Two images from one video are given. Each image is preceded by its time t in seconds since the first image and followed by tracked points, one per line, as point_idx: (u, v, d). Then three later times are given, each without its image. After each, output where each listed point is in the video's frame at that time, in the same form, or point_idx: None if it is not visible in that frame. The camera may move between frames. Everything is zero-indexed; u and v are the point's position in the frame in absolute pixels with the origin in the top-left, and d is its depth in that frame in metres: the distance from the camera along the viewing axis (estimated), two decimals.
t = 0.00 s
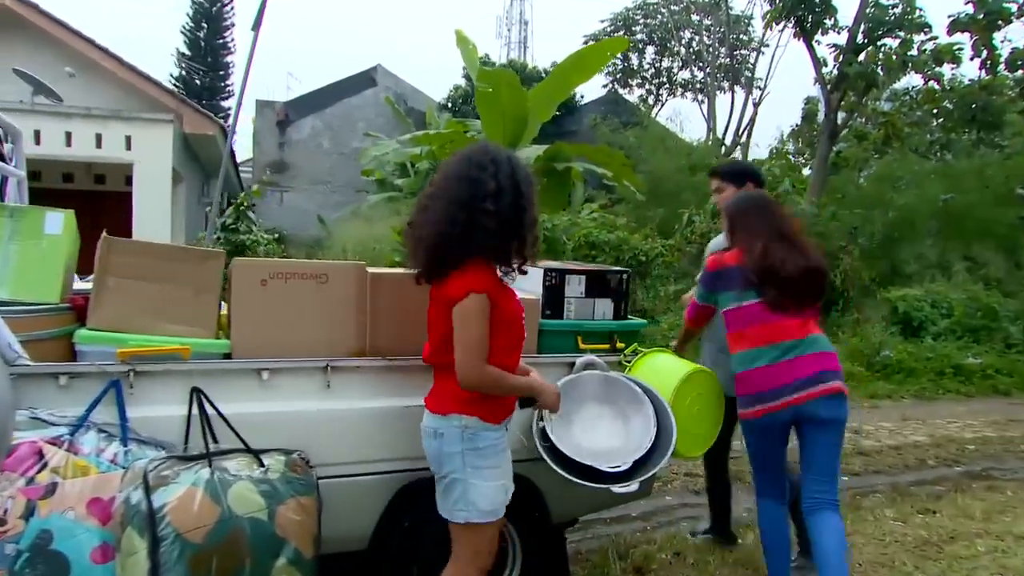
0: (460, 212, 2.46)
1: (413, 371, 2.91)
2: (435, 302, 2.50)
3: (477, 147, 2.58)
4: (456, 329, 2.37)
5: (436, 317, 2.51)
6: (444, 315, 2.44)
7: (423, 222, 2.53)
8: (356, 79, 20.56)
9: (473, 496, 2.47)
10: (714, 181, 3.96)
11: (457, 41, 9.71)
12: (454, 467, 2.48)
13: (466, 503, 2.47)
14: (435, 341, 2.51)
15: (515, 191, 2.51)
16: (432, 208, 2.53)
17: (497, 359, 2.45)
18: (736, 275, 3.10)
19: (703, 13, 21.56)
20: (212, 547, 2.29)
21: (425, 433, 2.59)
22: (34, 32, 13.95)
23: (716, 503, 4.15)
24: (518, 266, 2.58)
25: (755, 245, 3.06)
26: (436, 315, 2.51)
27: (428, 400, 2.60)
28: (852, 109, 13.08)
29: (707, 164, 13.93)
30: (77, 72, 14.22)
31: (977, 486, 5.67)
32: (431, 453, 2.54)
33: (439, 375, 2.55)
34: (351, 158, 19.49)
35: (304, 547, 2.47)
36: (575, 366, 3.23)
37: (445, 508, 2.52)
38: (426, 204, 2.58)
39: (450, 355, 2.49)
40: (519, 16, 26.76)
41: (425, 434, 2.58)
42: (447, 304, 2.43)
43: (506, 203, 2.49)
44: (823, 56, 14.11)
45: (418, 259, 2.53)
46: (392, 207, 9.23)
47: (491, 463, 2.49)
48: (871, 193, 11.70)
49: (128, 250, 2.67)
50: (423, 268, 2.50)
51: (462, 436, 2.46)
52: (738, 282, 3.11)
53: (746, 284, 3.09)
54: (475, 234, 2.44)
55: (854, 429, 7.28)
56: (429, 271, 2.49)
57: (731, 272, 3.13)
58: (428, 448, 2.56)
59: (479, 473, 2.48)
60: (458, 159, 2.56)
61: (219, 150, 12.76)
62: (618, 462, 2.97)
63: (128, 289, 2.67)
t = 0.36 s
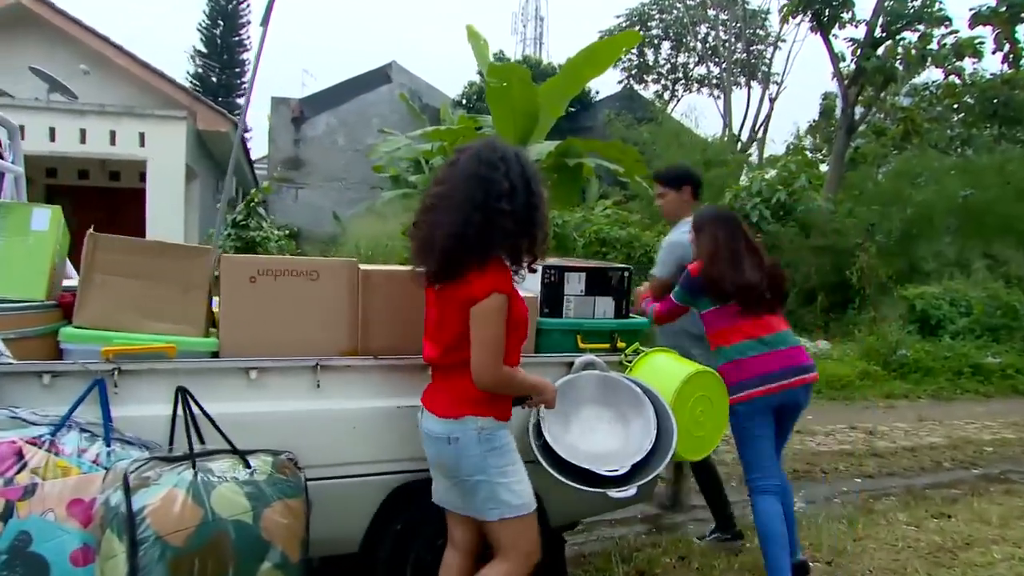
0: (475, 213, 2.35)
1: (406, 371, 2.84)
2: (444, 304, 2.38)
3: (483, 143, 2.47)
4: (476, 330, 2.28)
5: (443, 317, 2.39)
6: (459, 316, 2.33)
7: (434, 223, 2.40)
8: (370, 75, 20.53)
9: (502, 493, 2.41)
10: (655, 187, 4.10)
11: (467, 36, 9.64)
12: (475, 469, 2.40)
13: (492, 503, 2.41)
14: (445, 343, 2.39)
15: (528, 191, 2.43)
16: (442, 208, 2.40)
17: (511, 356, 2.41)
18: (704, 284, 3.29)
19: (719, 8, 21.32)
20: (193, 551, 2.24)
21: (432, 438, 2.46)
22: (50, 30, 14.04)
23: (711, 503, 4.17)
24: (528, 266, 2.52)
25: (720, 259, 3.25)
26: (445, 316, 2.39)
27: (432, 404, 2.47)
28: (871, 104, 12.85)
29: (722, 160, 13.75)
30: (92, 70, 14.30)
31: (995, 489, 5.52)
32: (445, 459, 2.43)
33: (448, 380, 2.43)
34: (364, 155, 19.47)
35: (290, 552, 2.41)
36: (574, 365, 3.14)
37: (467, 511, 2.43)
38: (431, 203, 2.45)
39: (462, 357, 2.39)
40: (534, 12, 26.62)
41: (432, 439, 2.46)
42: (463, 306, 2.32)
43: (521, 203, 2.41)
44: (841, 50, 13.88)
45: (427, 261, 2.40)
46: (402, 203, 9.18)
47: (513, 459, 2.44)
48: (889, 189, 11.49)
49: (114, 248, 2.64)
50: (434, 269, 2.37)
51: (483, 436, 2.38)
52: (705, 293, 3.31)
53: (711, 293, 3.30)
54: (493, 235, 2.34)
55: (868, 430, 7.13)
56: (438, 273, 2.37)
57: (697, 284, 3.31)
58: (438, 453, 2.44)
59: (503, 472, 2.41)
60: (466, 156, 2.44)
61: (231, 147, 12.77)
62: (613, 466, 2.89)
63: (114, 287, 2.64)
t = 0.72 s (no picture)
0: (527, 208, 2.25)
1: (412, 368, 2.81)
2: (485, 303, 2.25)
3: (515, 133, 2.36)
4: (530, 329, 2.19)
5: (483, 318, 2.27)
6: (506, 316, 2.23)
7: (480, 217, 2.26)
8: (396, 70, 20.53)
9: (545, 494, 2.35)
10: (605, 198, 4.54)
11: (490, 29, 9.56)
12: (521, 472, 2.31)
13: (535, 506, 2.33)
14: (485, 344, 2.27)
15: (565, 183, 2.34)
16: (490, 201, 2.26)
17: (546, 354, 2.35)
18: (694, 276, 3.65)
19: None
20: (193, 550, 2.22)
21: (466, 446, 2.33)
22: (81, 28, 14.22)
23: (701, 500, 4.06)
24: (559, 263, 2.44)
25: (715, 258, 3.65)
26: (486, 316, 2.26)
27: (463, 411, 2.33)
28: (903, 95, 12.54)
29: (750, 153, 13.51)
30: (121, 68, 14.46)
31: None
32: (484, 466, 2.30)
33: (486, 383, 2.30)
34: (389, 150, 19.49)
35: (293, 552, 2.39)
36: (586, 364, 3.06)
37: (506, 518, 2.32)
38: (475, 193, 2.29)
39: (504, 358, 2.28)
40: (561, 5, 26.45)
41: (465, 447, 2.33)
42: (512, 305, 2.21)
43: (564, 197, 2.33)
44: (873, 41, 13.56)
45: (471, 256, 2.25)
46: (425, 198, 9.13)
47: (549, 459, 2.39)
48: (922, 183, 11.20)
49: (120, 242, 2.64)
50: (479, 266, 2.24)
51: (526, 438, 2.31)
52: (693, 284, 3.68)
53: (698, 285, 3.67)
54: (547, 231, 2.26)
55: (897, 430, 6.95)
56: (486, 269, 2.23)
57: (687, 275, 3.67)
58: (475, 460, 2.31)
59: (544, 473, 2.35)
60: (504, 146, 2.32)
61: (257, 143, 12.82)
62: (625, 467, 2.83)
63: (119, 282, 2.63)
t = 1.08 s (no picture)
0: (584, 197, 2.13)
1: (427, 365, 2.78)
2: (544, 298, 2.09)
3: (548, 120, 2.21)
4: (595, 322, 2.09)
5: (541, 315, 2.11)
6: (568, 310, 2.10)
7: (538, 209, 2.08)
8: (430, 65, 20.56)
9: (594, 494, 2.26)
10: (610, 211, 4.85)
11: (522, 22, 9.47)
12: (577, 474, 2.19)
13: (589, 507, 2.23)
14: (544, 342, 2.12)
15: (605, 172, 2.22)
16: (546, 192, 2.09)
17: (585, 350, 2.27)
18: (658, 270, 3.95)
19: None
20: (200, 545, 2.21)
21: (520, 452, 2.14)
22: (121, 27, 14.48)
23: (694, 500, 4.06)
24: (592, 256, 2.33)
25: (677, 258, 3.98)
26: (544, 312, 2.11)
27: (517, 415, 2.14)
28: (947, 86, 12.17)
29: (787, 146, 13.23)
30: (160, 66, 14.69)
31: None
32: (542, 471, 2.14)
33: (543, 384, 2.14)
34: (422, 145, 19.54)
35: (303, 550, 2.37)
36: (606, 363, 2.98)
37: (563, 524, 2.18)
38: (530, 181, 2.10)
39: (561, 355, 2.14)
40: None
41: (518, 454, 2.14)
42: (575, 298, 2.09)
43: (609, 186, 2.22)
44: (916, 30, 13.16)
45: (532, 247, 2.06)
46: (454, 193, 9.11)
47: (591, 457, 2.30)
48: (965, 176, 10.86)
49: (134, 237, 2.64)
50: (540, 260, 2.07)
51: (580, 436, 2.20)
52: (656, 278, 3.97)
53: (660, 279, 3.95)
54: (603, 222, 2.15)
55: (935, 432, 6.74)
56: (551, 262, 2.07)
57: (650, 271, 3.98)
58: (531, 467, 2.14)
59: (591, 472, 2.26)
60: (545, 132, 2.16)
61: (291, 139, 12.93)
62: (644, 469, 2.76)
63: (134, 278, 2.64)
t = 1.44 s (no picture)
0: (604, 193, 2.00)
1: (438, 366, 2.75)
2: (571, 300, 1.99)
3: (562, 114, 2.08)
4: (622, 323, 2.02)
5: (567, 317, 2.00)
6: (594, 313, 2.01)
7: (559, 208, 1.95)
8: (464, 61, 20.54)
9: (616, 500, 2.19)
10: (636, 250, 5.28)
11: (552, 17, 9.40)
12: (601, 480, 2.12)
13: (609, 513, 2.15)
14: (570, 345, 2.01)
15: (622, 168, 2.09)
16: (566, 191, 1.96)
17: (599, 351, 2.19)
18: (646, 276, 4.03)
19: None
20: (208, 544, 2.22)
21: (544, 460, 2.04)
22: (160, 26, 14.73)
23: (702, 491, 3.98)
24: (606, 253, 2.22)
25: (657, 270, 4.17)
26: (571, 316, 2.00)
27: (542, 423, 2.04)
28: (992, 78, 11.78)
29: (825, 141, 12.93)
30: (197, 64, 14.92)
31: None
32: (567, 480, 2.05)
33: (569, 390, 2.04)
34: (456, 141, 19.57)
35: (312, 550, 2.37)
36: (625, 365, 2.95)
37: (586, 533, 2.09)
38: (550, 179, 1.97)
39: (587, 360, 2.05)
40: None
41: (544, 463, 2.04)
42: (602, 300, 2.00)
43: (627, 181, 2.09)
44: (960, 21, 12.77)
45: (560, 248, 1.94)
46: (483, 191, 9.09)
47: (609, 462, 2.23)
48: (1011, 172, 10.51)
49: (149, 236, 2.67)
50: (567, 260, 1.96)
51: (602, 442, 2.12)
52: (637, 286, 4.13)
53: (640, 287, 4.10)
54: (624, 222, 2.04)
55: (973, 436, 6.52)
56: (580, 264, 1.96)
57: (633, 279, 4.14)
58: (556, 476, 2.04)
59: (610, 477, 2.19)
60: (561, 127, 2.03)
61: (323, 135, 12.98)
62: (658, 474, 2.71)
63: (148, 276, 2.66)
